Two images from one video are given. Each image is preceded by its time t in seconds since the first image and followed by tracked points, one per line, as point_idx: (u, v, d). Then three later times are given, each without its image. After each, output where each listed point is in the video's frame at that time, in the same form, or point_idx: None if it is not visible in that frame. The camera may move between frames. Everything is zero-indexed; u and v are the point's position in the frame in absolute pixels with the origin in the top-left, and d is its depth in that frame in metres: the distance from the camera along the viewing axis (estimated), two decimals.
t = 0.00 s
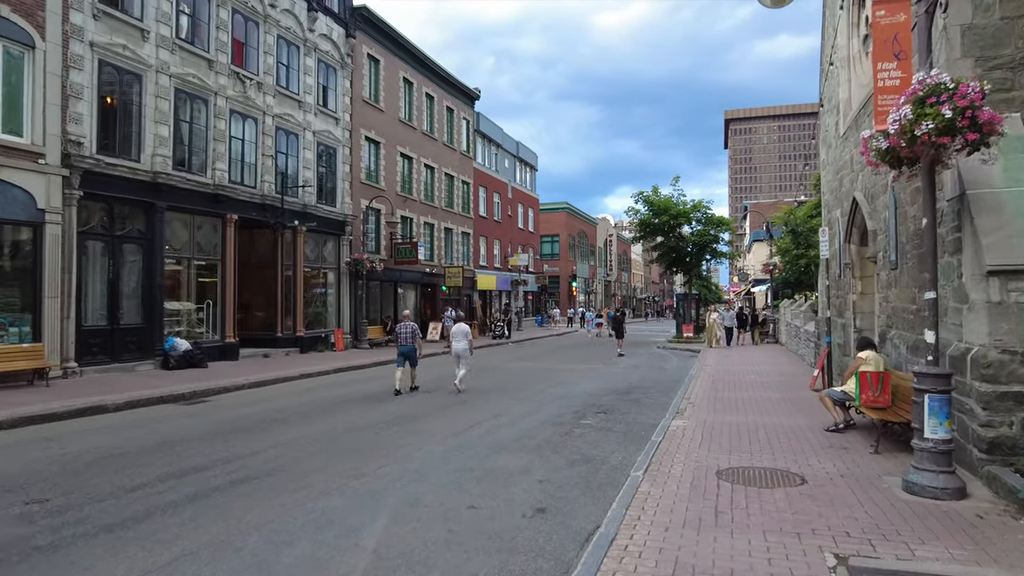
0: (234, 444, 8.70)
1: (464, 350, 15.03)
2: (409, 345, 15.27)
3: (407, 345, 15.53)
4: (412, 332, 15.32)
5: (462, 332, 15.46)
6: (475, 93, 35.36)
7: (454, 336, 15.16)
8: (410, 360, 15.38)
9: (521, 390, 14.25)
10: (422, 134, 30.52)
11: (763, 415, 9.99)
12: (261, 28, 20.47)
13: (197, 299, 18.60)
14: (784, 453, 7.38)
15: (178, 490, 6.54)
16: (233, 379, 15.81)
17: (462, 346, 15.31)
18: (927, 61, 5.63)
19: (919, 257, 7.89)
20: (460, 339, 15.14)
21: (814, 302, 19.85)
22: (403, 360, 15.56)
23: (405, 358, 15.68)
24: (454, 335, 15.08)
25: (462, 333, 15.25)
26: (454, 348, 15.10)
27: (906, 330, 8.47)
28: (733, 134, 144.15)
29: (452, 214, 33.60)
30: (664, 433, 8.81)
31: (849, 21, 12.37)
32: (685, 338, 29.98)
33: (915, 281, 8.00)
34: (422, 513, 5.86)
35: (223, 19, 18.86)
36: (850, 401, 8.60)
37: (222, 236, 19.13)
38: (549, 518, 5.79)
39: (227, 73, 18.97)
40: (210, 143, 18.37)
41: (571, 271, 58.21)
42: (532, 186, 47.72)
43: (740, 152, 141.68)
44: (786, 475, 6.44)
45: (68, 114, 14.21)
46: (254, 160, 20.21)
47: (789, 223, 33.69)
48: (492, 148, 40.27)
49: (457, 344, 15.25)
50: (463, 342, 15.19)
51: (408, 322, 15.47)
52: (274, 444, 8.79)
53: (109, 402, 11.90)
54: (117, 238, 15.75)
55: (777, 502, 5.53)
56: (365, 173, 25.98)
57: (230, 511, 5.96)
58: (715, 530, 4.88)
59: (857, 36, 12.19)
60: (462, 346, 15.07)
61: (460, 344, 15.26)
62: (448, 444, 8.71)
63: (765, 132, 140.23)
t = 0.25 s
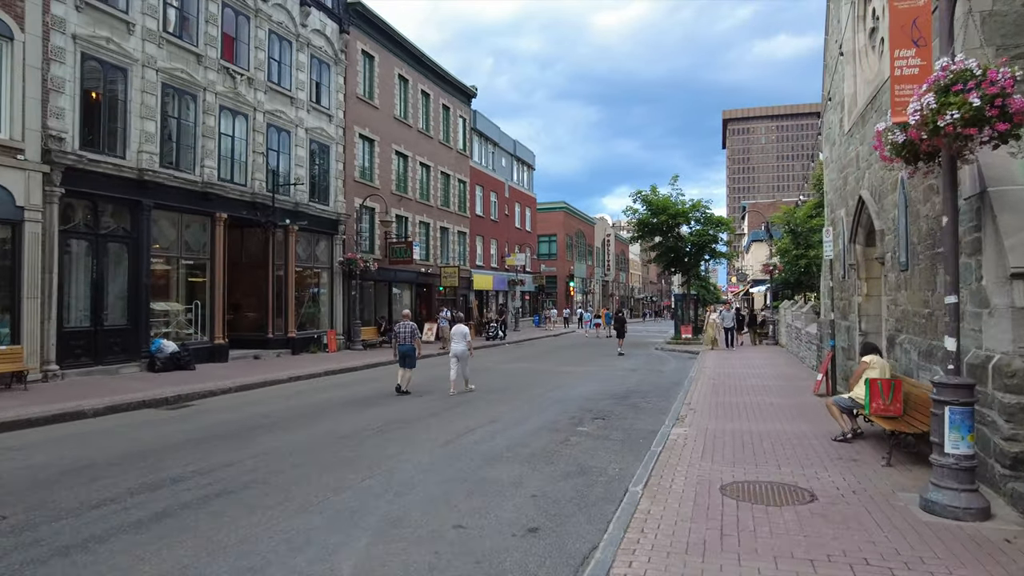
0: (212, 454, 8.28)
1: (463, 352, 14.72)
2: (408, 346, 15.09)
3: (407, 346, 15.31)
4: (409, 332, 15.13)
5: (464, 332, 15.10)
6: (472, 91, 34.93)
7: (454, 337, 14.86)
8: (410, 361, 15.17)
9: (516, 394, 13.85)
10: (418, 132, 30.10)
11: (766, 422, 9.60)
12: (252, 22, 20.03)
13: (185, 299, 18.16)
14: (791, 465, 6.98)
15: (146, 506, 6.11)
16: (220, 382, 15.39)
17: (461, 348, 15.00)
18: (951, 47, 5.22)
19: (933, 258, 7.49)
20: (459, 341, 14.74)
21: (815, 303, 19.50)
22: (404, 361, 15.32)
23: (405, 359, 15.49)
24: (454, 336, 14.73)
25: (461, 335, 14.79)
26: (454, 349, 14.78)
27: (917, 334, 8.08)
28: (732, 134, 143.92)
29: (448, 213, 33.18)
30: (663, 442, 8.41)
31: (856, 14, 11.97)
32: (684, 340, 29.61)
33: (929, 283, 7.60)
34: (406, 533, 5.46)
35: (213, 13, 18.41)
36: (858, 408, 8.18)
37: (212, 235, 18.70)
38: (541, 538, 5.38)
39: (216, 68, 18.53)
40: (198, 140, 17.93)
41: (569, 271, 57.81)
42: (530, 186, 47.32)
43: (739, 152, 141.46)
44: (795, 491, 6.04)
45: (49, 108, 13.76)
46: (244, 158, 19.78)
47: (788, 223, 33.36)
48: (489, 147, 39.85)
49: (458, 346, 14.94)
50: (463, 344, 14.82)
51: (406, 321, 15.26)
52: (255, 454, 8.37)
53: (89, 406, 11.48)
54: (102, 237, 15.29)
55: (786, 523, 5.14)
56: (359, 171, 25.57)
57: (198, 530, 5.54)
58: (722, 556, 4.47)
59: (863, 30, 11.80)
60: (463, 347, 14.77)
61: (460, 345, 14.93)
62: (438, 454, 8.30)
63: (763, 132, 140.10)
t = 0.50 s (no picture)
0: (186, 459, 7.92)
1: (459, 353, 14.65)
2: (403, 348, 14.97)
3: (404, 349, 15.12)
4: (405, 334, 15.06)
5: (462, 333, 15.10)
6: (467, 90, 34.60)
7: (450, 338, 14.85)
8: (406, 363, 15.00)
9: (508, 396, 13.51)
10: (411, 131, 29.75)
11: (764, 425, 9.27)
12: (241, 17, 19.65)
13: (171, 299, 17.78)
14: (791, 471, 6.65)
15: (108, 517, 5.75)
16: (205, 384, 15.02)
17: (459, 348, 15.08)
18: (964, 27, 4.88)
19: (940, 255, 7.16)
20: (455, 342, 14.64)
21: (814, 303, 19.18)
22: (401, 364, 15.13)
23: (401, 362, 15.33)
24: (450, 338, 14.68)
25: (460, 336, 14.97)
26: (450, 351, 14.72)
27: (922, 335, 7.74)
28: (729, 135, 143.83)
29: (443, 212, 32.84)
30: (658, 447, 8.06)
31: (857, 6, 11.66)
32: (681, 341, 29.30)
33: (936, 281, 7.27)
34: (381, 547, 5.10)
35: (200, 7, 18.03)
36: (860, 412, 7.87)
37: (199, 233, 18.33)
38: (525, 552, 5.02)
39: (204, 64, 18.15)
40: (184, 137, 17.54)
41: (566, 272, 57.47)
42: (526, 185, 47.00)
43: (736, 153, 141.33)
44: (797, 501, 5.70)
45: (27, 103, 13.38)
46: (232, 155, 19.40)
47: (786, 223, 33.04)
48: (484, 146, 39.51)
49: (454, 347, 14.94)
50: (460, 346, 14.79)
51: (401, 322, 15.22)
52: (231, 459, 8.02)
53: (65, 409, 11.10)
54: (85, 235, 14.90)
55: (787, 537, 4.80)
56: (351, 169, 25.22)
57: (158, 543, 5.18)
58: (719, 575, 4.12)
59: (864, 22, 11.48)
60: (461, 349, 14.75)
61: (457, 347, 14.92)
62: (423, 460, 7.95)
63: (761, 133, 140.04)
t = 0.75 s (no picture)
0: (152, 466, 7.47)
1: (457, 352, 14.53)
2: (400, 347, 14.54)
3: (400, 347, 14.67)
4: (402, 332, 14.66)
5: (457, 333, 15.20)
6: (459, 87, 34.18)
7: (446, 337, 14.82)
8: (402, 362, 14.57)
9: (497, 398, 13.08)
10: (403, 128, 29.31)
11: (762, 429, 8.88)
12: (226, 10, 19.18)
13: (152, 299, 17.29)
14: (793, 479, 6.22)
15: (56, 533, 5.30)
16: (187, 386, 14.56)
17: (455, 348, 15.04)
18: None
19: (948, 249, 6.77)
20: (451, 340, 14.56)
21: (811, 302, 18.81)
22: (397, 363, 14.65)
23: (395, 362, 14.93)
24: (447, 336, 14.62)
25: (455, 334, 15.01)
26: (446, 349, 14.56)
27: (930, 333, 7.36)
28: (724, 135, 143.68)
29: (435, 212, 32.40)
30: (652, 453, 7.63)
31: None
32: (676, 341, 28.91)
33: (944, 277, 6.89)
34: (349, 565, 4.68)
35: None
36: (864, 415, 7.46)
37: (182, 232, 17.85)
38: (506, 571, 4.61)
39: (187, 58, 17.67)
40: (166, 132, 17.06)
41: (560, 272, 57.04)
42: (520, 184, 46.58)
43: (731, 153, 141.19)
44: (799, 512, 5.30)
45: None
46: (216, 152, 18.94)
47: (782, 222, 32.66)
48: (477, 145, 39.06)
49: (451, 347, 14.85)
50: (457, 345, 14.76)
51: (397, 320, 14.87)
52: (199, 467, 7.56)
53: (35, 413, 10.64)
54: (61, 233, 14.41)
55: (791, 554, 4.38)
56: (340, 167, 24.78)
57: (106, 562, 4.74)
58: None
59: (863, 10, 11.10)
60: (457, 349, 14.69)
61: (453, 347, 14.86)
62: (403, 467, 7.51)
63: (756, 133, 139.94)
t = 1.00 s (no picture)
0: (125, 480, 7.09)
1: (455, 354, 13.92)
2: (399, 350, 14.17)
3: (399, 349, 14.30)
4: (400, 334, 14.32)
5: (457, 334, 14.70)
6: (455, 85, 33.77)
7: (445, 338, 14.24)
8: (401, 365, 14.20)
9: (492, 402, 12.70)
10: (397, 127, 28.89)
11: (766, 437, 8.50)
12: (215, 5, 18.75)
13: (139, 301, 16.88)
14: (802, 494, 5.85)
15: (9, 556, 4.90)
16: (172, 390, 14.15)
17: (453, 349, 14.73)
18: None
19: (965, 250, 6.41)
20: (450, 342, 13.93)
21: (812, 303, 18.46)
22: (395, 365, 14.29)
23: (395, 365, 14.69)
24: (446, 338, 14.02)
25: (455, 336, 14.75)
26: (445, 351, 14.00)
27: (945, 339, 6.99)
28: (721, 135, 143.43)
29: (430, 211, 31.99)
30: (652, 464, 7.25)
31: None
32: (675, 342, 28.52)
33: (962, 280, 6.51)
34: None
35: None
36: (875, 424, 7.09)
37: (169, 232, 17.42)
38: None
39: (174, 53, 17.24)
40: (152, 129, 16.63)
41: (558, 272, 56.62)
42: (516, 184, 46.18)
43: (728, 152, 140.95)
44: (812, 533, 4.92)
45: None
46: (205, 149, 18.52)
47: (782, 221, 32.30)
48: (473, 144, 38.65)
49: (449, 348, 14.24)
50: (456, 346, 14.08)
51: (397, 322, 14.60)
52: (175, 480, 7.18)
53: (9, 420, 10.22)
54: (42, 233, 13.98)
55: None
56: (333, 166, 24.37)
57: None
58: None
59: (869, 3, 10.72)
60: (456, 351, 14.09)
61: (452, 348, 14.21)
62: (390, 480, 7.14)
63: (753, 133, 139.72)
